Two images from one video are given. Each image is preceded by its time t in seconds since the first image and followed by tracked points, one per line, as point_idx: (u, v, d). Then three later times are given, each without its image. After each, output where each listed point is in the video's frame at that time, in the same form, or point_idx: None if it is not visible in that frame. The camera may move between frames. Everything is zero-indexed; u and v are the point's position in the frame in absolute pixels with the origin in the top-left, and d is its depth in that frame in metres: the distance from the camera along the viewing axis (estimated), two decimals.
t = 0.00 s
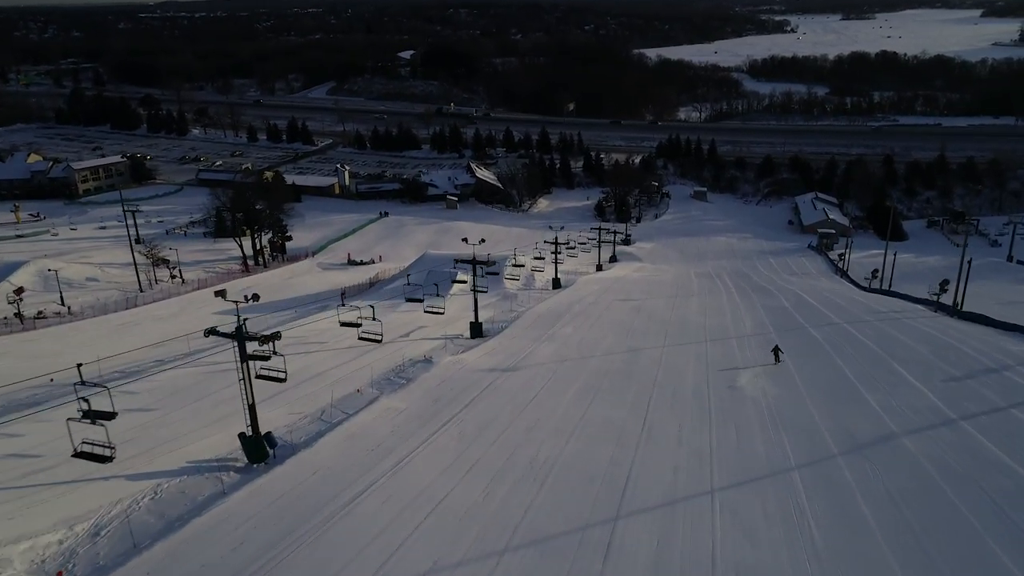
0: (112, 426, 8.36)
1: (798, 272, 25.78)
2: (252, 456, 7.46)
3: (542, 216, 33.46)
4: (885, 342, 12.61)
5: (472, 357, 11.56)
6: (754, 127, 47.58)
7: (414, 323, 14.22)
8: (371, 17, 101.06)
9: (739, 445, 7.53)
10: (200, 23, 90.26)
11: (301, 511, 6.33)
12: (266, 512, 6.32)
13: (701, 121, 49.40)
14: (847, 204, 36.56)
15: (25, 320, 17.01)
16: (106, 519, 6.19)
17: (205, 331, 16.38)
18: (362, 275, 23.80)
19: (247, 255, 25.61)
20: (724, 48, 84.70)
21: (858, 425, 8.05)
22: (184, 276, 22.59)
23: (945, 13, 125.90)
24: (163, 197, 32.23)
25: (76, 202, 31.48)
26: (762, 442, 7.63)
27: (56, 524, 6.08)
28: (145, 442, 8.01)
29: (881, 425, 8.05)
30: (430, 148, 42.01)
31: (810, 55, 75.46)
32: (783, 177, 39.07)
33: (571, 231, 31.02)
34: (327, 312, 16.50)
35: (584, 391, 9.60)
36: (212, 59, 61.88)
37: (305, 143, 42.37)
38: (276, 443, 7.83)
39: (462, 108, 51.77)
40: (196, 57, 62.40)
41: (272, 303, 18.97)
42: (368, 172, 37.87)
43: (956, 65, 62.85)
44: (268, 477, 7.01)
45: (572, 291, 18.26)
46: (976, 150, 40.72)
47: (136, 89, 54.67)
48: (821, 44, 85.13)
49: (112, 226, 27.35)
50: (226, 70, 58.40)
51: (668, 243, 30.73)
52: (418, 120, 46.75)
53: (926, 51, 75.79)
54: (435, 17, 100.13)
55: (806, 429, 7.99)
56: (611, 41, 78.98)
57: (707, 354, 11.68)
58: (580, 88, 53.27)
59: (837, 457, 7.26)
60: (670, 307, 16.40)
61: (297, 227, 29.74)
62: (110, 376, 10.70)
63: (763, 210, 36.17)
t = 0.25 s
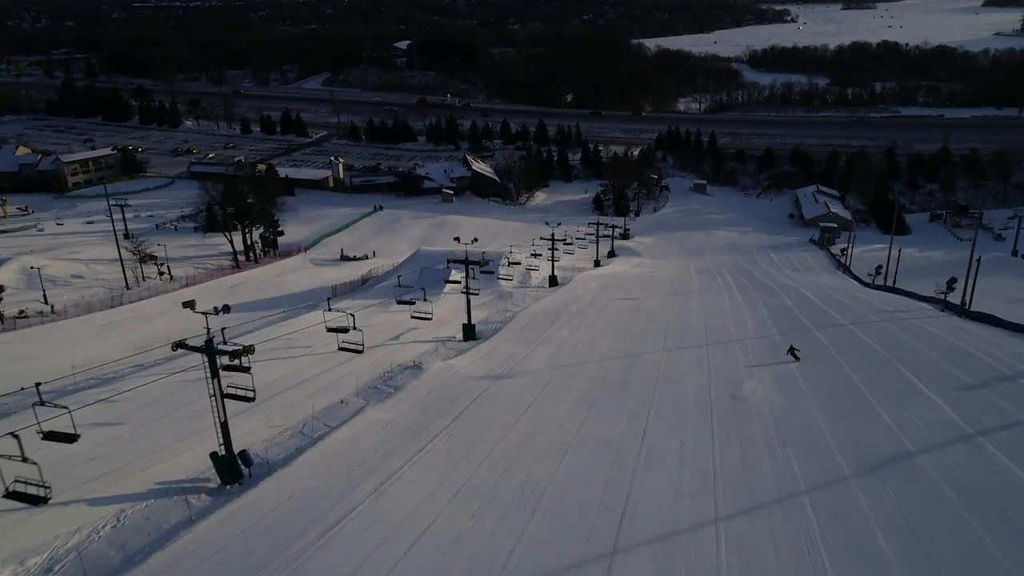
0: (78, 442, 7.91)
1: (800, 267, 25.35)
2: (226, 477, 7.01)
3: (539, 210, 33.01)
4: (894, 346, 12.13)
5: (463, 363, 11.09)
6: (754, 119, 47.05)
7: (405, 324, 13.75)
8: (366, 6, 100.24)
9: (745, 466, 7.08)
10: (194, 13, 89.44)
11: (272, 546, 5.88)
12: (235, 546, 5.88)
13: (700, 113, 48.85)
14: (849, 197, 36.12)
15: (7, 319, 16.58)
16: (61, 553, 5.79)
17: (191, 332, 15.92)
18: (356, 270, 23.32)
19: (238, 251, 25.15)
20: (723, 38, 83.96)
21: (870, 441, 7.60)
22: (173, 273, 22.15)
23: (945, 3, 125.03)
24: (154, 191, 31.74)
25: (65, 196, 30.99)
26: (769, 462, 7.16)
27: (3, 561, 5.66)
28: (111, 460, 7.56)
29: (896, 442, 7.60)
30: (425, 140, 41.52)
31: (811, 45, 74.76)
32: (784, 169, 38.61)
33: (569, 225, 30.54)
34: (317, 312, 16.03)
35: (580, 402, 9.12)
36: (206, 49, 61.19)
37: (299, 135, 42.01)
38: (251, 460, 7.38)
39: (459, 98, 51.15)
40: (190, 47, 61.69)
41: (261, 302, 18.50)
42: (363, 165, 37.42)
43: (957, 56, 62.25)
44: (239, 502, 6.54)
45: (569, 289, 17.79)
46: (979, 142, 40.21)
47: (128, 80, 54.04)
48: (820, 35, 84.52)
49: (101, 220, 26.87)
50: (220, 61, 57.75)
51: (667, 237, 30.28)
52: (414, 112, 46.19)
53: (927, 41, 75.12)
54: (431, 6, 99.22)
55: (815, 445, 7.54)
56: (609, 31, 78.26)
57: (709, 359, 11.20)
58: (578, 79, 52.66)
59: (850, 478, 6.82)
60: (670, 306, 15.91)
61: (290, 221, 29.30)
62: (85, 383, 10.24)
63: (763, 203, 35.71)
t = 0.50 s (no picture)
0: (38, 464, 7.42)
1: (802, 263, 24.89)
2: (198, 504, 6.54)
3: (537, 203, 32.52)
4: (904, 350, 11.66)
5: (455, 370, 10.59)
6: (754, 110, 46.48)
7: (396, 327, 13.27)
8: None
9: (753, 493, 6.62)
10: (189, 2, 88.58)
11: None
12: None
13: (701, 104, 48.27)
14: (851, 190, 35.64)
15: None
16: None
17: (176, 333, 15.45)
18: (349, 267, 22.84)
19: (229, 246, 24.66)
20: (724, 28, 83.15)
21: (887, 462, 7.13)
22: (162, 270, 21.68)
23: None
24: (145, 184, 31.23)
25: (55, 189, 30.49)
26: (778, 489, 6.70)
27: None
28: (73, 484, 7.08)
29: (913, 462, 7.13)
30: (422, 133, 41.00)
31: (812, 35, 74.00)
32: (785, 161, 38.14)
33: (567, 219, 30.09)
34: (306, 312, 15.56)
35: (576, 416, 8.65)
36: (200, 39, 60.49)
37: (294, 127, 41.55)
38: (223, 482, 6.90)
39: (456, 89, 50.53)
40: (184, 37, 61.01)
41: (250, 301, 18.01)
42: (358, 157, 36.94)
43: (961, 47, 61.53)
44: (208, 532, 6.06)
45: (566, 288, 17.33)
46: (984, 134, 39.65)
47: (121, 70, 53.38)
48: (822, 24, 83.69)
49: (89, 214, 26.37)
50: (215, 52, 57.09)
51: (667, 231, 29.79)
52: (411, 103, 45.63)
53: (930, 31, 74.32)
54: None
55: (828, 467, 7.07)
56: (609, 20, 77.45)
57: (712, 366, 10.71)
58: (577, 69, 52.01)
59: (866, 504, 6.35)
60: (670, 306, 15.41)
61: (284, 215, 28.84)
62: (56, 391, 9.76)
63: (764, 197, 35.27)
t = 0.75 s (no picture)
0: None
1: (805, 259, 24.42)
2: (163, 534, 6.09)
3: (535, 197, 32.01)
4: (914, 356, 11.23)
5: (445, 380, 10.09)
6: (755, 101, 45.86)
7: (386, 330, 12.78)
8: None
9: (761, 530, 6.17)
10: None
11: None
12: None
13: (701, 95, 47.64)
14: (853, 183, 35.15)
15: None
16: None
17: (160, 334, 14.96)
18: (342, 263, 22.35)
19: (220, 242, 24.15)
20: (724, 18, 82.33)
21: (903, 492, 6.70)
22: (150, 267, 21.19)
23: None
24: (135, 177, 30.70)
25: (44, 182, 29.94)
26: (789, 527, 6.27)
27: None
28: (29, 514, 6.65)
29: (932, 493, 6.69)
30: (419, 125, 40.46)
31: (814, 25, 73.20)
32: (787, 154, 37.63)
33: (565, 214, 29.60)
34: (295, 313, 15.08)
35: (572, 431, 8.18)
36: (195, 29, 59.74)
37: (287, 118, 41.09)
38: (190, 508, 6.43)
39: (453, 80, 49.88)
40: (178, 27, 60.27)
41: (239, 300, 17.52)
42: (353, 150, 36.41)
43: (964, 37, 60.81)
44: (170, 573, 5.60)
45: (563, 287, 16.84)
46: (989, 126, 39.07)
47: (114, 61, 52.69)
48: (824, 14, 82.83)
49: (78, 208, 25.84)
50: (209, 42, 56.39)
51: (667, 225, 29.29)
52: (408, 94, 45.04)
53: (934, 21, 73.46)
54: None
55: (839, 501, 6.63)
56: (608, 10, 76.62)
57: (714, 374, 10.26)
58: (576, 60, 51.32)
59: (883, 543, 5.93)
60: (671, 307, 14.90)
61: (277, 209, 28.34)
62: (24, 402, 9.30)
63: (765, 190, 34.78)
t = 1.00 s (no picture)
0: None
1: (808, 256, 23.97)
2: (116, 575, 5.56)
3: (533, 191, 31.53)
4: (925, 365, 10.83)
5: (435, 391, 9.61)
6: (757, 93, 45.26)
7: (376, 335, 12.30)
8: None
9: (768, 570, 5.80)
10: None
11: None
12: None
13: (702, 86, 47.03)
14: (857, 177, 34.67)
15: None
16: None
17: (144, 336, 14.50)
18: (335, 260, 21.86)
19: (212, 238, 23.67)
20: (726, 7, 81.48)
21: (922, 530, 6.32)
22: (139, 264, 20.72)
23: None
24: (126, 170, 30.17)
25: (33, 175, 29.42)
26: (802, 568, 5.88)
27: None
28: None
29: (951, 530, 6.32)
30: (415, 117, 39.94)
31: (816, 15, 72.41)
32: (789, 147, 37.12)
33: (564, 208, 29.10)
34: (283, 315, 14.62)
35: (569, 451, 7.75)
36: (190, 18, 59.05)
37: (283, 110, 40.63)
38: (152, 544, 5.97)
39: (451, 71, 49.25)
40: (173, 16, 59.56)
41: (228, 300, 17.05)
42: (348, 142, 35.89)
43: (969, 27, 60.07)
44: None
45: (561, 287, 16.36)
46: (995, 118, 38.49)
47: (108, 51, 52.08)
48: (826, 4, 81.96)
49: (66, 203, 25.35)
50: (204, 32, 55.71)
51: (668, 220, 28.78)
52: (405, 85, 44.45)
53: (938, 11, 72.69)
54: None
55: (854, 538, 6.26)
56: None
57: (719, 385, 9.83)
58: (576, 50, 50.66)
59: None
60: (673, 309, 14.43)
61: (271, 204, 27.87)
62: None
63: (767, 183, 34.28)
